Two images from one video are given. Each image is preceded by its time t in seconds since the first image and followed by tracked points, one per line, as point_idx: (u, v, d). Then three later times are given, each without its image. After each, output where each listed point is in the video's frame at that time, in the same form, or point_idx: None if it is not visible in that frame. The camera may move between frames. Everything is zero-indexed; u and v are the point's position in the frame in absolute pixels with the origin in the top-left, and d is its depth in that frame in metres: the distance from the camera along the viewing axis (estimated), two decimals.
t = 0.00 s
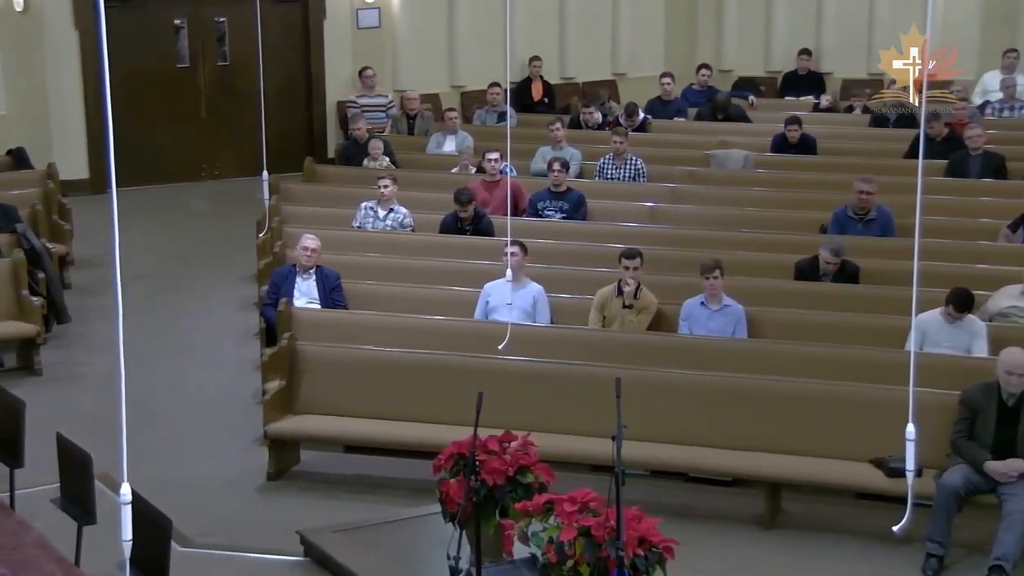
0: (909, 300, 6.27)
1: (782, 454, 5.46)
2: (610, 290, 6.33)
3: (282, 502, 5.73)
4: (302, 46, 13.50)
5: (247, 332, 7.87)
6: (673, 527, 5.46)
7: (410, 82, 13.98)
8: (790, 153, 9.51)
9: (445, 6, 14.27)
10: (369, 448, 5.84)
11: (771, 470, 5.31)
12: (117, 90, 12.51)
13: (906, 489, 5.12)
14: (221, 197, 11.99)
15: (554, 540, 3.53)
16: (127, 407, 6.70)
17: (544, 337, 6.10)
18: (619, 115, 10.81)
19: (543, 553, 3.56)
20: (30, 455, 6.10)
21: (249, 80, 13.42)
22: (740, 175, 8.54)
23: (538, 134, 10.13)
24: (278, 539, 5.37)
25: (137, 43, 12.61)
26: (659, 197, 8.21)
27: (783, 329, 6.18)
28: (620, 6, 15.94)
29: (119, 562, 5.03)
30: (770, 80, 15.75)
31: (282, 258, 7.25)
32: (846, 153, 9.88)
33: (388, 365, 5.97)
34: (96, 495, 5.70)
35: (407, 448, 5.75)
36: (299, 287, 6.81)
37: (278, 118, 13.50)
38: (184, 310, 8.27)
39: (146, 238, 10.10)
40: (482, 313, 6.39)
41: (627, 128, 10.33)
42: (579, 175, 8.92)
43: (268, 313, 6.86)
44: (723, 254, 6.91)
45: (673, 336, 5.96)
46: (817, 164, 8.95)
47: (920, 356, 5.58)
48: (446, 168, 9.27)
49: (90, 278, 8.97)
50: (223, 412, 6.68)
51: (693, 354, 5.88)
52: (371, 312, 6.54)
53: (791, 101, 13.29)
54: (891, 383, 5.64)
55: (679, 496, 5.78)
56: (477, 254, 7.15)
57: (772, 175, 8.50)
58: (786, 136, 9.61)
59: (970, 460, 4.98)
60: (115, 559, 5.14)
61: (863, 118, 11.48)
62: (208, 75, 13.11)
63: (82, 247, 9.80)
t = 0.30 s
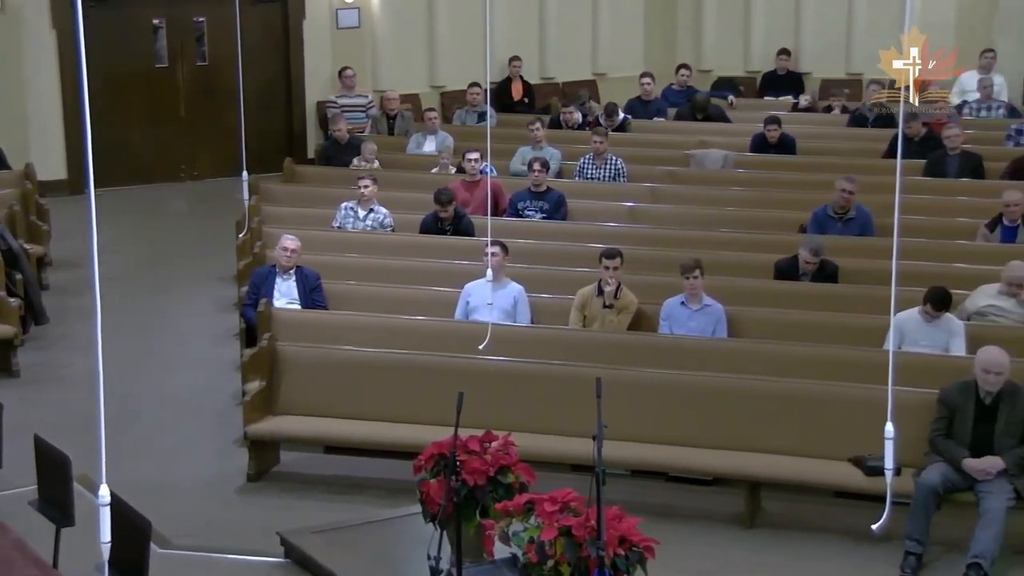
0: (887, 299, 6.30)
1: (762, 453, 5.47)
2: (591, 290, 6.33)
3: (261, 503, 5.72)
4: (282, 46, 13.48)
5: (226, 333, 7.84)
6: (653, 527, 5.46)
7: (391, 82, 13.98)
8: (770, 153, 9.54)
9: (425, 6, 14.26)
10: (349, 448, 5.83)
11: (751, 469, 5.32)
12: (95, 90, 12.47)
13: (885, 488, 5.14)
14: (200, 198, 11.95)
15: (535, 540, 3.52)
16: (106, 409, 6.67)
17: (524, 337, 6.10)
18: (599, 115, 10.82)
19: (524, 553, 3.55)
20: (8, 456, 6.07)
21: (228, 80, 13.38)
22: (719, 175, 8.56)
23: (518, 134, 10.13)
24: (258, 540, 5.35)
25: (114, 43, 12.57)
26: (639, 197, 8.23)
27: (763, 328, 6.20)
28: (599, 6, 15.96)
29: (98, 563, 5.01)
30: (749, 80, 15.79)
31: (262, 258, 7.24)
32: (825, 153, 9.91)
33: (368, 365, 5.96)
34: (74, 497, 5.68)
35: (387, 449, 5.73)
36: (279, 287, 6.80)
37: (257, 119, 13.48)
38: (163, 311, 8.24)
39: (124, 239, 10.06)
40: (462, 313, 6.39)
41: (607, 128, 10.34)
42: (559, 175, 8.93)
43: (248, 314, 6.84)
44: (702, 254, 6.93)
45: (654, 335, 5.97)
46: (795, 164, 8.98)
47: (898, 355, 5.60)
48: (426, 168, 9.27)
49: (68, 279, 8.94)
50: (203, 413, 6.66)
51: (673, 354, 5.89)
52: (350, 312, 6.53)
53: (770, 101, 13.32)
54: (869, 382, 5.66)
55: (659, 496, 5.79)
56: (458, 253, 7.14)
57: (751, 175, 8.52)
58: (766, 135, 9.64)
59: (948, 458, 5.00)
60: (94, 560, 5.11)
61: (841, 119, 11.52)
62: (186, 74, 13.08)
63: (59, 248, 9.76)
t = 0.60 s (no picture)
0: (866, 298, 6.32)
1: (741, 452, 5.49)
2: (571, 290, 6.33)
3: (241, 505, 5.70)
4: (261, 47, 13.44)
5: (205, 334, 7.82)
6: (634, 526, 5.47)
7: (371, 83, 13.97)
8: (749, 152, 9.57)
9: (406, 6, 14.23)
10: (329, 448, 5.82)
11: (731, 468, 5.33)
12: (73, 89, 12.41)
13: (864, 486, 5.16)
14: (180, 198, 11.91)
15: (516, 540, 3.52)
16: (85, 411, 6.64)
17: (504, 336, 6.10)
18: (579, 115, 10.84)
19: (505, 553, 3.55)
20: None
21: (207, 80, 13.34)
22: (699, 175, 8.58)
23: (498, 134, 10.14)
24: (238, 541, 5.34)
25: (92, 43, 12.50)
26: (619, 197, 8.24)
27: (742, 328, 6.21)
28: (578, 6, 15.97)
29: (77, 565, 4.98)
30: (728, 79, 15.83)
31: (242, 259, 7.22)
32: (803, 153, 9.95)
33: (348, 365, 5.95)
34: (52, 499, 5.65)
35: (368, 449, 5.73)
36: (259, 288, 6.79)
37: (236, 120, 13.44)
38: (142, 312, 8.21)
39: (102, 239, 10.02)
40: (442, 313, 6.39)
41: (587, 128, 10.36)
42: (539, 174, 8.94)
43: (228, 315, 6.83)
44: (681, 254, 6.94)
45: (633, 335, 5.98)
46: (774, 164, 9.01)
47: (877, 354, 5.62)
48: (405, 168, 9.27)
49: (46, 279, 8.90)
50: (182, 414, 6.63)
51: (653, 354, 5.90)
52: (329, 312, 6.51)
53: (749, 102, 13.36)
54: (848, 381, 5.68)
55: (639, 495, 5.80)
56: (438, 254, 7.14)
57: (730, 175, 8.55)
58: (745, 135, 9.67)
59: (926, 456, 5.03)
60: (73, 563, 5.09)
61: (820, 118, 11.57)
62: (164, 74, 13.03)
63: (37, 249, 9.71)
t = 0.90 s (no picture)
0: (845, 297, 6.34)
1: (723, 451, 5.50)
2: (552, 290, 6.34)
3: (222, 506, 5.68)
4: (241, 47, 13.40)
5: (186, 334, 7.80)
6: (615, 525, 5.48)
7: (351, 82, 13.97)
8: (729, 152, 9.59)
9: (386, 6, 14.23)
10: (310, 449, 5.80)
11: (712, 467, 5.34)
12: (51, 89, 12.36)
13: (844, 485, 5.17)
14: (159, 198, 11.88)
15: (497, 540, 3.52)
16: (64, 412, 6.61)
17: (485, 336, 6.10)
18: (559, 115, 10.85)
19: (486, 554, 3.55)
20: None
21: (186, 80, 13.30)
22: (679, 175, 8.60)
23: (478, 134, 10.14)
24: (219, 542, 5.32)
25: (70, 43, 12.45)
26: (599, 197, 8.25)
27: (722, 327, 6.23)
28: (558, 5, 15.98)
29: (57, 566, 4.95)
30: (708, 80, 15.85)
31: (222, 259, 7.21)
32: (784, 152, 9.97)
33: (328, 366, 5.94)
34: (31, 502, 5.62)
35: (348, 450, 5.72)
36: (239, 288, 6.78)
37: (216, 121, 13.39)
38: (122, 313, 8.18)
39: (82, 240, 9.97)
40: (423, 313, 6.38)
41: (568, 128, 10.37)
42: (520, 174, 8.94)
43: (208, 315, 6.81)
44: (662, 254, 6.96)
45: (614, 335, 5.98)
46: (755, 164, 9.04)
47: (856, 353, 5.64)
48: (386, 168, 9.26)
49: (25, 281, 8.86)
50: (162, 415, 6.61)
51: (634, 353, 5.90)
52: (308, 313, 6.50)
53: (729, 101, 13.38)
54: (829, 381, 5.70)
55: (621, 494, 5.81)
56: (419, 254, 7.14)
57: (710, 174, 8.56)
58: (726, 135, 9.68)
59: (906, 455, 5.04)
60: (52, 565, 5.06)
61: (799, 118, 11.60)
62: (144, 74, 12.99)
63: (15, 250, 9.66)
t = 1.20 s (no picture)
0: (824, 296, 6.36)
1: (703, 451, 5.50)
2: (532, 290, 6.34)
3: (202, 507, 5.66)
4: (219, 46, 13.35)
5: (164, 335, 7.77)
6: (595, 525, 5.48)
7: (330, 82, 13.96)
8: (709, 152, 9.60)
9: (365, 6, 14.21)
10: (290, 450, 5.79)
11: (693, 467, 5.35)
12: (27, 89, 12.30)
13: (824, 484, 5.18)
14: (138, 199, 11.84)
15: (478, 540, 3.51)
16: (42, 414, 6.58)
17: (465, 336, 6.10)
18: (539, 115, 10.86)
19: (467, 554, 3.54)
20: None
21: (165, 80, 13.25)
22: (659, 174, 8.61)
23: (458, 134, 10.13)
24: (198, 544, 5.31)
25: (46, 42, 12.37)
26: (579, 197, 8.26)
27: (702, 327, 6.24)
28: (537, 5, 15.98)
29: (35, 568, 4.93)
30: (688, 79, 15.87)
31: (200, 260, 7.19)
32: (763, 152, 10.00)
33: (308, 366, 5.92)
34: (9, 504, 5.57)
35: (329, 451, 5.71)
36: (219, 289, 6.78)
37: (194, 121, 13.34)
38: (100, 314, 8.14)
39: (59, 241, 9.92)
40: (404, 313, 6.37)
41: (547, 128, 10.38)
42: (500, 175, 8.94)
43: (188, 316, 6.79)
44: (641, 254, 6.97)
45: (594, 335, 5.98)
46: (734, 164, 9.06)
47: (836, 352, 5.66)
48: (365, 169, 9.25)
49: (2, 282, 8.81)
50: (141, 416, 6.59)
51: (614, 353, 5.90)
52: (288, 313, 6.48)
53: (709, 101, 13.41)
54: (808, 379, 5.71)
55: (601, 494, 5.81)
56: (399, 254, 7.13)
57: (690, 174, 8.58)
58: (705, 135, 9.70)
59: (885, 454, 5.06)
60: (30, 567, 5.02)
61: (778, 118, 11.63)
62: (121, 74, 12.93)
63: None
